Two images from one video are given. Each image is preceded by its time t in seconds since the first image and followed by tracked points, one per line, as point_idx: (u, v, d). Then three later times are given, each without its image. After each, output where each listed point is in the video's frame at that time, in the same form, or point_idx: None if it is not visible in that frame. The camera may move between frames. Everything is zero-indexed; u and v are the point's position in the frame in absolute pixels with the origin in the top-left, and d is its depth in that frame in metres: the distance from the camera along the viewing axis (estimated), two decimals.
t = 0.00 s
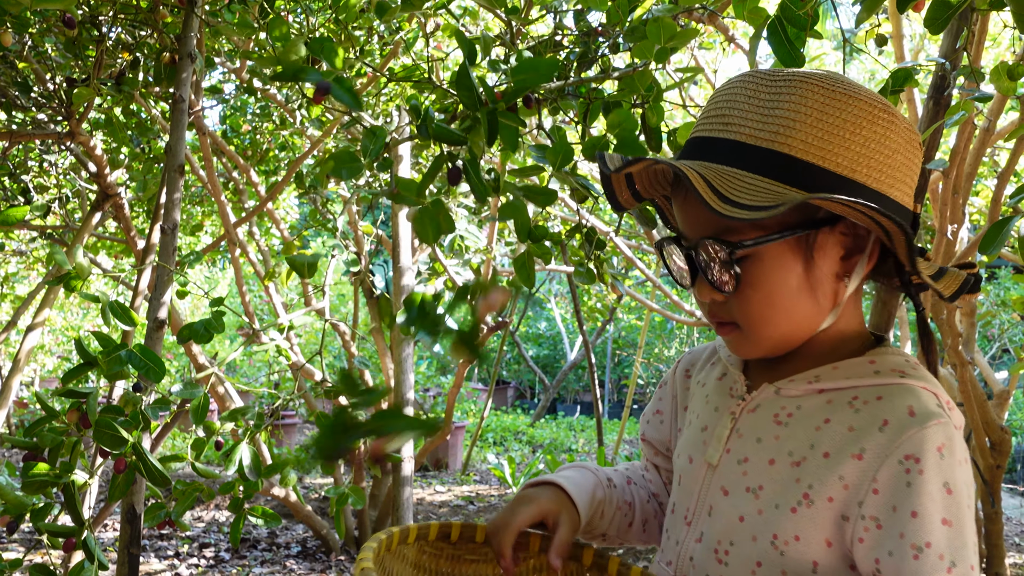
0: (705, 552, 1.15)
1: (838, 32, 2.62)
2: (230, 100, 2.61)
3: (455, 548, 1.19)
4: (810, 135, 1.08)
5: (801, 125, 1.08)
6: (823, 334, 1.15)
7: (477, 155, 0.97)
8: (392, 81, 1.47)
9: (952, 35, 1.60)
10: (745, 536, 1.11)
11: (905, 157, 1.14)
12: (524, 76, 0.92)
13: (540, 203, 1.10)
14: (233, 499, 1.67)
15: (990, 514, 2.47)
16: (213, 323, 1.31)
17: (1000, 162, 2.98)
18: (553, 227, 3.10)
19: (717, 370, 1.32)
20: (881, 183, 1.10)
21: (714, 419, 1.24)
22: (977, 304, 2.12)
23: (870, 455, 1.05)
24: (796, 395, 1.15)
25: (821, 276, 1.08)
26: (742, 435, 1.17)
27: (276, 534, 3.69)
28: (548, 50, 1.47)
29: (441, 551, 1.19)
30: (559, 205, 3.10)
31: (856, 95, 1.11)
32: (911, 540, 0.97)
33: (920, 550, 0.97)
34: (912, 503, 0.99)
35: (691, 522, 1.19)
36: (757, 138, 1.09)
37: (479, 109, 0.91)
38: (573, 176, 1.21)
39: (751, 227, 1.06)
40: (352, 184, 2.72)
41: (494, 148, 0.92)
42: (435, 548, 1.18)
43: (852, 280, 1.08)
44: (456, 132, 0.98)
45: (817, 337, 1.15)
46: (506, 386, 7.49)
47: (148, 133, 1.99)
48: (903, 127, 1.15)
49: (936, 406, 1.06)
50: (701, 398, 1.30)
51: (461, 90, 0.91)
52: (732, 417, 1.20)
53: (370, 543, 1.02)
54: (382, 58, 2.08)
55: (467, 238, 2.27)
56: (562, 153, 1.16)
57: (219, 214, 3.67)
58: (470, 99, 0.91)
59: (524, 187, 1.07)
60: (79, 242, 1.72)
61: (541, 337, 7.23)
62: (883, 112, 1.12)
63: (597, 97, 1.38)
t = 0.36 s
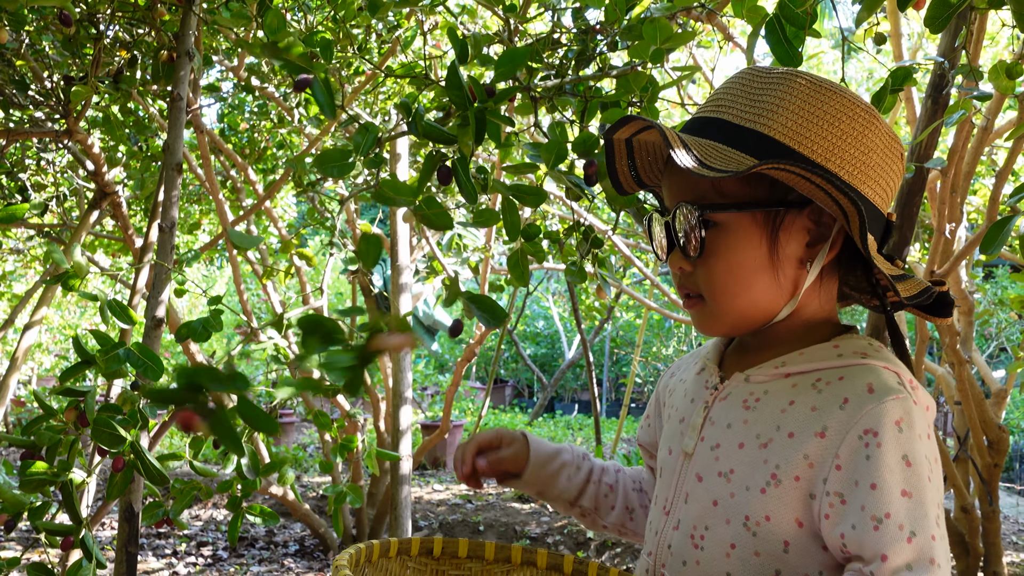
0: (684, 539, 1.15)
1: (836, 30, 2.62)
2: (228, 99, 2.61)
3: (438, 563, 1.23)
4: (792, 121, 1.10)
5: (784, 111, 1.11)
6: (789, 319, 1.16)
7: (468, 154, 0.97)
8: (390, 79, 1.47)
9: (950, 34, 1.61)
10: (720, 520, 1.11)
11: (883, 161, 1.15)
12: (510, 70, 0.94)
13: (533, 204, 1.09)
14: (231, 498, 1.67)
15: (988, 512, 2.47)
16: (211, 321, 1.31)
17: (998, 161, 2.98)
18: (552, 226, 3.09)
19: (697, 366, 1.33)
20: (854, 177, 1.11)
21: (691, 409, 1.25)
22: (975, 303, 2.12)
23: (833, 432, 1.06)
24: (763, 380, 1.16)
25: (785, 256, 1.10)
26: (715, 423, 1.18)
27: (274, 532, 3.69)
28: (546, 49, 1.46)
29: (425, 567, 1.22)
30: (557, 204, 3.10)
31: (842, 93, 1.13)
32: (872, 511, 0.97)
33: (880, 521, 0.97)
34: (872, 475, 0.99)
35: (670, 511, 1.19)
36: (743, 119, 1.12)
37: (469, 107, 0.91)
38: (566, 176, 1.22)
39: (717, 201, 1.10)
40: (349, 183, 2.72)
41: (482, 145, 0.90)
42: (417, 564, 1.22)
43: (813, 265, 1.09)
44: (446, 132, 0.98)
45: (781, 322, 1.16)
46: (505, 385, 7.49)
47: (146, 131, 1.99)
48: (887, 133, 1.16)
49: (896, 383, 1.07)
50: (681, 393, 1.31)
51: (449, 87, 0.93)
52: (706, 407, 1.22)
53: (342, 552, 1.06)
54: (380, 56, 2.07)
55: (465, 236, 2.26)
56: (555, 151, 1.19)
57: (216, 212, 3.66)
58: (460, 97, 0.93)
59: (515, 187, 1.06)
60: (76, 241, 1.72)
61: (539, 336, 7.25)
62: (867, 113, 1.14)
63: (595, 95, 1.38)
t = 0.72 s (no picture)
0: (677, 530, 1.15)
1: (835, 29, 2.62)
2: (226, 96, 2.60)
3: (436, 567, 1.21)
4: (757, 121, 1.11)
5: (751, 111, 1.12)
6: (772, 314, 1.16)
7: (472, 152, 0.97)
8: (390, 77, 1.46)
9: (950, 32, 1.60)
10: (711, 510, 1.11)
11: (857, 159, 1.13)
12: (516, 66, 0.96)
13: (536, 200, 1.11)
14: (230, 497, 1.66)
15: (987, 511, 2.47)
16: (210, 319, 1.30)
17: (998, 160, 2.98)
18: (551, 224, 3.09)
19: (690, 363, 1.33)
20: (821, 174, 1.10)
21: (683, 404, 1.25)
22: (974, 301, 2.12)
23: (821, 422, 1.05)
24: (754, 374, 1.16)
25: (752, 252, 1.11)
26: (706, 415, 1.18)
27: (272, 531, 3.68)
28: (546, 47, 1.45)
29: (422, 571, 1.21)
30: (556, 202, 3.09)
31: (812, 92, 1.13)
32: (857, 499, 0.97)
33: (866, 508, 0.96)
34: (858, 463, 0.99)
35: (663, 504, 1.19)
36: (714, 121, 1.13)
37: (475, 102, 0.94)
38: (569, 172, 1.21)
39: (688, 199, 1.13)
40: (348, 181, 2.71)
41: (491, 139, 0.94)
42: (415, 568, 1.20)
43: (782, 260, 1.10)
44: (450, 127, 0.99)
45: (765, 317, 1.17)
46: (503, 384, 7.48)
47: (144, 129, 1.98)
48: (864, 132, 1.15)
49: (883, 375, 1.06)
50: (674, 389, 1.32)
51: (455, 83, 0.94)
52: (697, 401, 1.23)
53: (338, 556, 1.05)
54: (379, 53, 2.06)
55: (464, 233, 2.26)
56: (557, 147, 1.18)
57: (213, 210, 3.66)
58: (465, 93, 0.94)
59: (518, 181, 1.09)
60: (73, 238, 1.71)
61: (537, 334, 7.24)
62: (835, 111, 1.13)
63: (596, 92, 1.38)
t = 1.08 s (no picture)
0: (668, 527, 1.15)
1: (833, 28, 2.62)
2: (224, 94, 2.60)
3: (431, 568, 1.21)
4: (719, 121, 1.15)
5: (715, 112, 1.16)
6: (753, 313, 1.16)
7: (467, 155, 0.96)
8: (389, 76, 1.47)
9: (949, 30, 1.60)
10: (700, 507, 1.11)
11: (820, 153, 1.14)
12: (517, 71, 0.93)
13: (530, 204, 1.10)
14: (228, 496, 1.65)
15: (985, 510, 2.47)
16: (207, 318, 1.30)
17: (997, 159, 2.97)
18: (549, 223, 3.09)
19: (684, 361, 1.34)
20: (779, 169, 1.12)
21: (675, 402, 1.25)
22: (972, 300, 2.12)
23: (808, 419, 1.05)
24: (744, 371, 1.16)
25: (720, 251, 1.11)
26: (697, 413, 1.19)
27: (270, 529, 3.68)
28: (544, 45, 1.45)
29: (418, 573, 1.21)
30: (554, 200, 3.09)
31: (774, 90, 1.16)
32: (843, 495, 0.97)
33: (851, 504, 0.96)
34: (843, 460, 0.99)
35: (655, 502, 1.20)
36: (686, 124, 1.18)
37: (469, 110, 0.92)
38: (565, 174, 1.21)
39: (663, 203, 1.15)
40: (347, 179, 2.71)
41: (485, 147, 0.92)
42: (410, 570, 1.20)
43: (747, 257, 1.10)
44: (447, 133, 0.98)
45: (746, 316, 1.17)
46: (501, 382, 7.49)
47: (142, 127, 1.97)
48: (829, 126, 1.16)
49: (870, 371, 1.06)
50: (667, 388, 1.32)
51: (449, 90, 0.92)
52: (688, 399, 1.23)
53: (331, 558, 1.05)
54: (377, 51, 2.06)
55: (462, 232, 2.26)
56: (553, 150, 1.18)
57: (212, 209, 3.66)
58: (459, 100, 0.93)
59: (514, 186, 1.07)
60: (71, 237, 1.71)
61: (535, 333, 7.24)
62: (796, 106, 1.15)
63: (593, 91, 1.37)
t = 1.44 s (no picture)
0: (665, 526, 1.15)
1: (832, 27, 2.62)
2: (223, 93, 2.59)
3: (426, 566, 1.21)
4: (723, 118, 1.15)
5: (720, 109, 1.16)
6: (753, 311, 1.16)
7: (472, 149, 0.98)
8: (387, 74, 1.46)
9: (948, 29, 1.60)
10: (699, 504, 1.11)
11: (823, 152, 1.14)
12: (518, 62, 0.95)
13: (533, 196, 1.12)
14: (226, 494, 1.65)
15: (983, 509, 2.47)
16: (206, 316, 1.30)
17: (995, 158, 2.98)
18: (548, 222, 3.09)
19: (682, 360, 1.32)
20: (783, 168, 1.12)
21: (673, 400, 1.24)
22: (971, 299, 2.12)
23: (807, 415, 1.05)
24: (742, 369, 1.16)
25: (722, 248, 1.11)
26: (694, 411, 1.18)
27: (268, 528, 3.68)
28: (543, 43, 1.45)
29: (413, 569, 1.21)
30: (553, 199, 3.10)
31: (779, 89, 1.16)
32: (843, 492, 0.97)
33: (852, 500, 0.96)
34: (843, 456, 0.99)
35: (652, 500, 1.19)
36: (690, 121, 1.18)
37: (473, 101, 0.93)
38: (566, 170, 1.22)
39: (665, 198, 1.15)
40: (345, 178, 2.71)
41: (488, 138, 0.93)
42: (406, 567, 1.20)
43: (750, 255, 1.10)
44: (449, 124, 0.98)
45: (746, 314, 1.17)
46: (500, 381, 7.49)
47: (140, 126, 1.97)
48: (833, 126, 1.16)
49: (869, 368, 1.07)
50: (666, 386, 1.31)
51: (453, 82, 0.94)
52: (686, 397, 1.22)
53: (329, 553, 1.06)
54: (376, 50, 2.06)
55: (461, 230, 2.26)
56: (554, 145, 1.18)
57: (210, 207, 3.65)
58: (462, 89, 0.93)
59: (517, 179, 1.08)
60: (69, 235, 1.71)
61: (534, 332, 7.26)
62: (801, 105, 1.15)
63: (593, 89, 1.37)
